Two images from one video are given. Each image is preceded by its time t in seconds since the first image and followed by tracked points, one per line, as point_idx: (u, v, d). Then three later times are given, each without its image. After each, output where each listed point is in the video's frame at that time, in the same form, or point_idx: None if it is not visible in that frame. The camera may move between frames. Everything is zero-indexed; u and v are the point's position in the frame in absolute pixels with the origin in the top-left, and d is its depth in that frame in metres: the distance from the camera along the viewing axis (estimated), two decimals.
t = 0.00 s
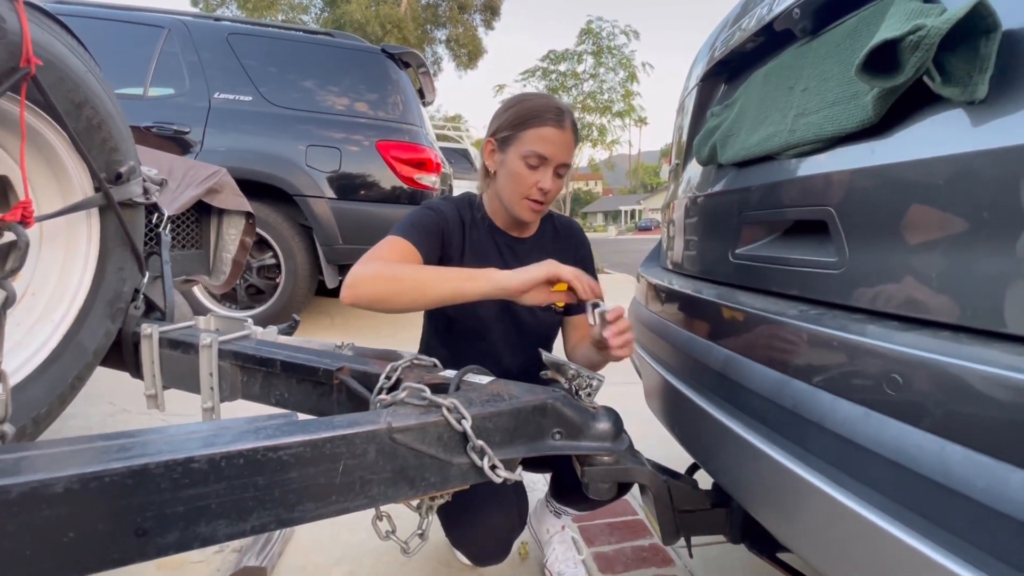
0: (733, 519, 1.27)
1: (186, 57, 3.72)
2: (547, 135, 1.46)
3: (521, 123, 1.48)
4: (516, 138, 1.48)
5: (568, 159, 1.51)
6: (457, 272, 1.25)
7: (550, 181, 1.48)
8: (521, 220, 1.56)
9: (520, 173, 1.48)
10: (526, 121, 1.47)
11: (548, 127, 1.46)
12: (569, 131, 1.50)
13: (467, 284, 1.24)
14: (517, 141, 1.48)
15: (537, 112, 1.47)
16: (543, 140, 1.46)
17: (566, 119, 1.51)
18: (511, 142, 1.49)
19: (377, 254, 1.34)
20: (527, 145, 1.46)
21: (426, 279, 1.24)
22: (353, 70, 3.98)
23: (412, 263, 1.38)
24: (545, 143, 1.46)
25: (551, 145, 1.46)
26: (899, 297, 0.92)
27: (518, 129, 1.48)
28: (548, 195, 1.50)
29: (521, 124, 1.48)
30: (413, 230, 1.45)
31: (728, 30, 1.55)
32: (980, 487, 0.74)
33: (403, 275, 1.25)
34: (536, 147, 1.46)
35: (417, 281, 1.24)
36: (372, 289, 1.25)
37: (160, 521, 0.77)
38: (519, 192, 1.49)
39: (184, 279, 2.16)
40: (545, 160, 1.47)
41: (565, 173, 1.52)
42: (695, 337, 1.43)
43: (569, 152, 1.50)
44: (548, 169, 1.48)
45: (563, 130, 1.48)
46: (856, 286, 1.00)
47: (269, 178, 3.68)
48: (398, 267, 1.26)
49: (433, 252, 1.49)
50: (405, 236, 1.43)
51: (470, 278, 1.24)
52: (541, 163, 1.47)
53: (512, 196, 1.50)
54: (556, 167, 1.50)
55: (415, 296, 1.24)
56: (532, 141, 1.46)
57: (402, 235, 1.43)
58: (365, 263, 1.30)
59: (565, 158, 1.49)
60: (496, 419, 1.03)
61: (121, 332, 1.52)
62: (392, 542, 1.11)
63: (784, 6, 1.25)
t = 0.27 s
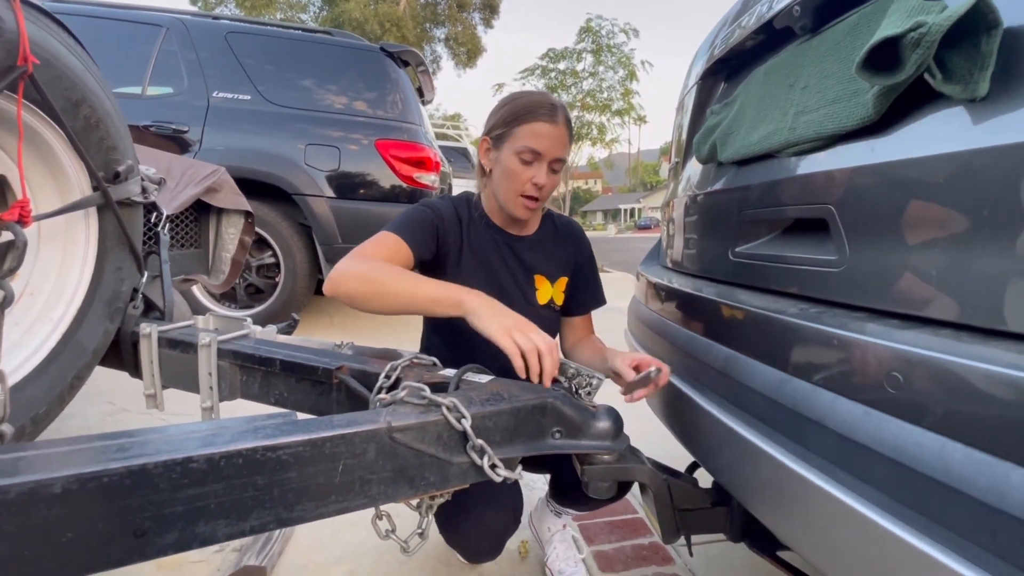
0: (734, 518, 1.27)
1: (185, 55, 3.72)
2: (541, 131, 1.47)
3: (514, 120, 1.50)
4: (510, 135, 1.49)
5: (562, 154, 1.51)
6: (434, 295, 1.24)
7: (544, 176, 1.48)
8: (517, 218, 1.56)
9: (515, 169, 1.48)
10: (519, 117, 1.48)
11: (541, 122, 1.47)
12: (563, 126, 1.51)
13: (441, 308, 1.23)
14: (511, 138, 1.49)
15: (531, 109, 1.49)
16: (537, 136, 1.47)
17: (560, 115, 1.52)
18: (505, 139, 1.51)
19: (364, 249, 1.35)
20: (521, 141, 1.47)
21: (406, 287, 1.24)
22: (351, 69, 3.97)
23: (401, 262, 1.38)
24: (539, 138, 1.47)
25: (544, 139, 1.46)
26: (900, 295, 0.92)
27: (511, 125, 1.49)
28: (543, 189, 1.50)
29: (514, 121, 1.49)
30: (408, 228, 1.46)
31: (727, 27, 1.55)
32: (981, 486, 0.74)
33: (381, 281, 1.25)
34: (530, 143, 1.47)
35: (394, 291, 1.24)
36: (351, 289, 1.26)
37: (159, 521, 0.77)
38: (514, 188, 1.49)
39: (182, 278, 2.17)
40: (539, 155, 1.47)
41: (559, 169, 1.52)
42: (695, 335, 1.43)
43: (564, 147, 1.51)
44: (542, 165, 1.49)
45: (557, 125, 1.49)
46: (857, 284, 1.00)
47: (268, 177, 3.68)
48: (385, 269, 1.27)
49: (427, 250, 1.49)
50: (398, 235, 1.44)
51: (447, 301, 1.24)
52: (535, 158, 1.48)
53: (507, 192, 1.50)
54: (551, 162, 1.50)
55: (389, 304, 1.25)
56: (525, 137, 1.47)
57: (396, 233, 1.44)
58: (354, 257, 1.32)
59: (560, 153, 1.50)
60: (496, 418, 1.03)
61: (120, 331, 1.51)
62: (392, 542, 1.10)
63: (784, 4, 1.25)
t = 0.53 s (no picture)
0: (732, 517, 1.27)
1: (182, 55, 3.71)
2: (530, 125, 1.48)
3: (503, 117, 1.51)
4: (500, 132, 1.51)
5: (552, 148, 1.53)
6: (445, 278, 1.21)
7: (536, 170, 1.49)
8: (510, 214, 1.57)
9: (506, 164, 1.50)
10: (508, 114, 1.50)
11: (530, 117, 1.48)
12: (553, 121, 1.52)
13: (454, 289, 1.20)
14: (501, 134, 1.50)
15: (519, 105, 1.50)
16: (526, 131, 1.48)
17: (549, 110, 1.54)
18: (495, 137, 1.52)
19: (367, 256, 1.33)
20: (511, 137, 1.49)
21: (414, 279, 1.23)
22: (349, 68, 3.96)
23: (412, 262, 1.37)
24: (529, 133, 1.48)
25: (533, 133, 1.47)
26: (898, 294, 0.92)
27: (501, 123, 1.51)
28: (535, 183, 1.50)
29: (503, 118, 1.51)
30: (409, 231, 1.45)
31: (725, 26, 1.55)
32: (979, 485, 0.74)
33: (391, 279, 1.24)
34: (519, 138, 1.48)
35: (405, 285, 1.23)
36: (363, 293, 1.25)
37: (155, 522, 0.77)
38: (506, 183, 1.50)
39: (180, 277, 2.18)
40: (529, 149, 1.49)
41: (551, 164, 1.53)
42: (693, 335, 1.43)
43: (554, 141, 1.52)
44: (532, 158, 1.50)
45: (546, 120, 1.51)
46: (855, 283, 1.00)
47: (265, 176, 3.68)
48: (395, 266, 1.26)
49: (428, 252, 1.48)
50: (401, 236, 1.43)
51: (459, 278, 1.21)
52: (526, 153, 1.49)
53: (499, 188, 1.51)
54: (542, 156, 1.51)
55: (403, 299, 1.23)
56: (515, 133, 1.48)
57: (399, 235, 1.43)
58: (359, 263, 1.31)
59: (550, 146, 1.51)
60: (494, 417, 1.03)
61: (116, 331, 1.50)
62: (390, 542, 1.10)
63: (782, 2, 1.25)
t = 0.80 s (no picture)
0: (730, 515, 1.27)
1: (178, 53, 3.70)
2: (510, 112, 1.51)
3: (488, 109, 1.56)
4: (483, 124, 1.55)
5: (537, 134, 1.54)
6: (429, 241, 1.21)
7: (518, 155, 1.50)
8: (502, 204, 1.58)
9: (490, 153, 1.52)
10: (489, 106, 1.54)
11: (510, 104, 1.51)
12: (534, 108, 1.54)
13: (442, 246, 1.18)
14: (484, 126, 1.54)
15: (500, 96, 1.54)
16: (508, 118, 1.51)
17: (531, 99, 1.56)
18: (480, 130, 1.56)
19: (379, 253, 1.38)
20: (493, 126, 1.52)
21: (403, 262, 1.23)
22: (346, 67, 3.96)
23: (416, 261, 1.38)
24: (510, 119, 1.51)
25: (513, 118, 1.50)
26: (895, 291, 0.92)
27: (484, 115, 1.55)
28: (519, 167, 1.51)
29: (487, 110, 1.55)
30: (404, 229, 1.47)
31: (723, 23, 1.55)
32: (976, 481, 0.74)
33: (393, 278, 1.23)
34: (501, 125, 1.51)
35: (407, 270, 1.22)
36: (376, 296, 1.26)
37: (152, 522, 0.76)
38: (492, 171, 1.52)
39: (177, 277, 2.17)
40: (510, 135, 1.51)
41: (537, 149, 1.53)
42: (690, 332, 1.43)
43: (537, 127, 1.53)
44: (516, 144, 1.51)
45: (526, 106, 1.53)
46: (852, 281, 1.00)
47: (263, 175, 3.67)
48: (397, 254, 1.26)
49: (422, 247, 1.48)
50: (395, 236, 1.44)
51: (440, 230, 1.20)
52: (508, 139, 1.51)
53: (486, 178, 1.53)
54: (526, 141, 1.52)
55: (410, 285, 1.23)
56: (497, 120, 1.51)
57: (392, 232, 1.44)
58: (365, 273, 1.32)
59: (533, 131, 1.52)
60: (493, 416, 1.03)
61: (113, 331, 1.50)
62: (388, 540, 1.10)
63: None
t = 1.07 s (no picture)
0: (727, 511, 1.26)
1: (170, 49, 3.67)
2: (500, 108, 1.50)
3: (479, 104, 1.55)
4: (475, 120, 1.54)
5: (528, 131, 1.52)
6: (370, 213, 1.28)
7: (507, 151, 1.49)
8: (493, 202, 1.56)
9: (481, 150, 1.51)
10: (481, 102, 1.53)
11: (500, 101, 1.50)
12: (526, 104, 1.52)
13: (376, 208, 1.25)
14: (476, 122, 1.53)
15: (492, 92, 1.53)
16: (498, 113, 1.50)
17: (524, 96, 1.54)
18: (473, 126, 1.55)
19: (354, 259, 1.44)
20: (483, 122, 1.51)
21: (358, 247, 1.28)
22: (340, 63, 3.93)
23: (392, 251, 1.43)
24: (500, 116, 1.50)
25: (502, 114, 1.49)
26: (893, 285, 0.90)
27: (475, 111, 1.54)
28: (508, 165, 1.49)
29: (479, 105, 1.54)
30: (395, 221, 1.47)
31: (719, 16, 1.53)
32: (977, 476, 0.73)
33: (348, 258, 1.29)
34: (491, 121, 1.49)
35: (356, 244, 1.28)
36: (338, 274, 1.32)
37: (137, 522, 0.75)
38: (482, 168, 1.51)
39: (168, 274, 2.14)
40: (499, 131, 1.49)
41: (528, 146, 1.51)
42: (686, 328, 1.42)
43: (529, 124, 1.51)
44: (506, 141, 1.50)
45: (518, 103, 1.52)
46: (850, 274, 0.98)
47: (256, 172, 3.65)
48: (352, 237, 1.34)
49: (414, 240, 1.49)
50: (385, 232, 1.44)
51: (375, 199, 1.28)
52: (498, 136, 1.49)
53: (476, 174, 1.52)
54: (515, 138, 1.50)
55: (362, 256, 1.28)
56: (488, 116, 1.50)
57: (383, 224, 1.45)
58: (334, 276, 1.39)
59: (523, 128, 1.50)
60: (487, 412, 1.02)
61: (101, 329, 1.47)
62: (382, 538, 1.08)
63: None
